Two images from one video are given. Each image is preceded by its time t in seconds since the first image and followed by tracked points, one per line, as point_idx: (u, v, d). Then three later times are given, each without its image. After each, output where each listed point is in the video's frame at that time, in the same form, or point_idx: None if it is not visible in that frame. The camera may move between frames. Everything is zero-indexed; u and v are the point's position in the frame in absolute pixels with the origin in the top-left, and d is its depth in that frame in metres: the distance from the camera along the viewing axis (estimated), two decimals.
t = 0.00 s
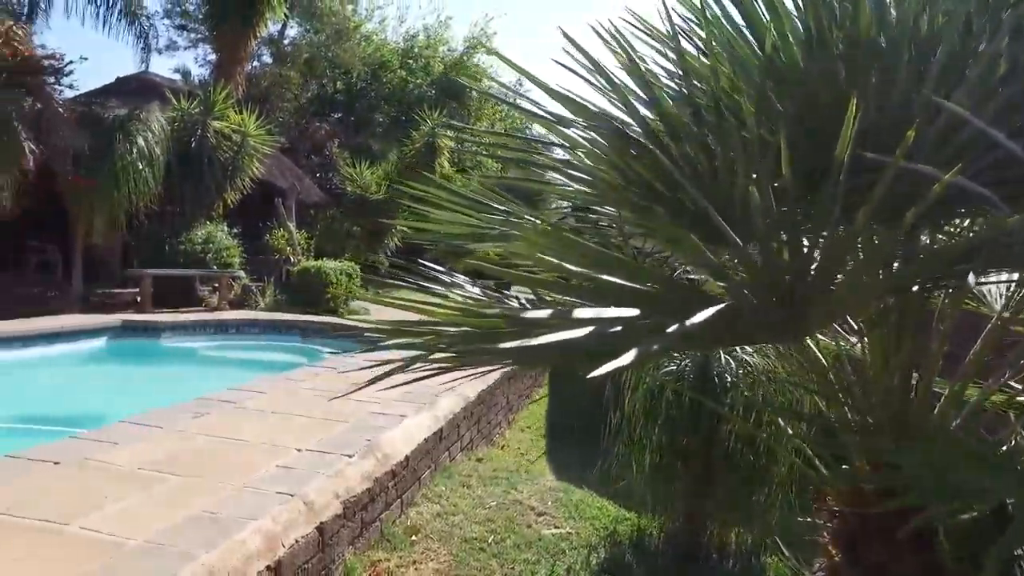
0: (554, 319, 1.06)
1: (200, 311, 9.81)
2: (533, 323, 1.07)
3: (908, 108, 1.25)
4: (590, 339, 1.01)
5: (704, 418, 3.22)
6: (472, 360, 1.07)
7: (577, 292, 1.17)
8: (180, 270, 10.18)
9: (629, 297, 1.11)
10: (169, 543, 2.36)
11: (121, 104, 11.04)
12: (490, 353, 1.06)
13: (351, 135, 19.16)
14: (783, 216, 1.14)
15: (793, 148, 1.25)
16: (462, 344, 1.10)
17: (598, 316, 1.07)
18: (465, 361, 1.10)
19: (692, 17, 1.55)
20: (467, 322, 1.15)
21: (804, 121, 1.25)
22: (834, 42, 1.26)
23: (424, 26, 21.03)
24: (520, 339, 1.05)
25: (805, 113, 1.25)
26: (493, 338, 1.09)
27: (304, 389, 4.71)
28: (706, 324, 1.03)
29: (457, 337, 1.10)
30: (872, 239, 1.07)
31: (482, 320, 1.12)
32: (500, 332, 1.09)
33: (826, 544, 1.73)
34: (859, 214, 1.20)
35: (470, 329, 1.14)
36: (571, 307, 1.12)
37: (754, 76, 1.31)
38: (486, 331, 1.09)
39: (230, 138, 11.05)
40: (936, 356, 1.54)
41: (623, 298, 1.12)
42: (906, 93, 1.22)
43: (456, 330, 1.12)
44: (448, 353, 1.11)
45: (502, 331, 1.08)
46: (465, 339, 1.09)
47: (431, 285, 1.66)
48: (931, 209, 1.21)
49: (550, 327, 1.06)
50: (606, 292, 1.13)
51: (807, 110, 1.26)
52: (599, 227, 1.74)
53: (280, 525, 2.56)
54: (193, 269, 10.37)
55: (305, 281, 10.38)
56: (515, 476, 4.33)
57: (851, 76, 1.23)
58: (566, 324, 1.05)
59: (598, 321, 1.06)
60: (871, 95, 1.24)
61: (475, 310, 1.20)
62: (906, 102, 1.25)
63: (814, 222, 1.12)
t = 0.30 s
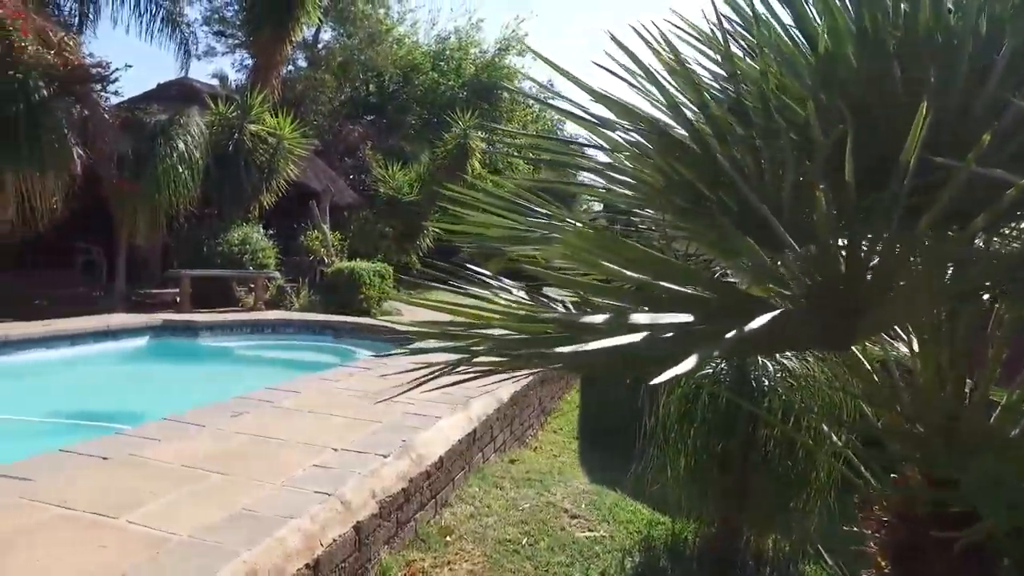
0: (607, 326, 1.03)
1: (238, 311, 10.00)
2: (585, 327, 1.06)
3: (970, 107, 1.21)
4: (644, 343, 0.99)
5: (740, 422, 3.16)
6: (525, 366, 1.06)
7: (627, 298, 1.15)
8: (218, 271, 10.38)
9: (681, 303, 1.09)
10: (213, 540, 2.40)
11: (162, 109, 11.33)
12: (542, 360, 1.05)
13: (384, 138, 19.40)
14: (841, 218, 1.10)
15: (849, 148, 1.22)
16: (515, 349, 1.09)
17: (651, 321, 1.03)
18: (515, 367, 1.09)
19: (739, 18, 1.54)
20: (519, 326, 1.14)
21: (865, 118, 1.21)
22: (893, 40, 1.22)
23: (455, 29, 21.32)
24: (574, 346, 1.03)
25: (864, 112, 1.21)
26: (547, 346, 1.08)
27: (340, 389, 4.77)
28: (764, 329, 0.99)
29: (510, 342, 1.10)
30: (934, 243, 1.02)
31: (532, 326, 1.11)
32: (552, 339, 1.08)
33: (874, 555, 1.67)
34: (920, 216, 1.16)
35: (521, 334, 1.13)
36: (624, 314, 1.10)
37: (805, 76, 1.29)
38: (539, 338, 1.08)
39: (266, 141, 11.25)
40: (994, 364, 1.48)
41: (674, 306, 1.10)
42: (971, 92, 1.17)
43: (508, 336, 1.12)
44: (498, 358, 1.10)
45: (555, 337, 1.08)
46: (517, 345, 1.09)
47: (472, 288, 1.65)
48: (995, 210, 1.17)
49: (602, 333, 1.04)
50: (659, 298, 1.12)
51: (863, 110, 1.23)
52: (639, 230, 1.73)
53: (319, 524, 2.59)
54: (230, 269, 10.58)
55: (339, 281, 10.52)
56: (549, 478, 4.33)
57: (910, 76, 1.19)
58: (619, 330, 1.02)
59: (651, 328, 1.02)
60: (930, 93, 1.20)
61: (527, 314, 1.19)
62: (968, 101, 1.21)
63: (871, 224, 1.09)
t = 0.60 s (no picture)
0: (661, 335, 1.00)
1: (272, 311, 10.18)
2: (637, 336, 1.03)
3: None
4: (697, 352, 0.98)
5: (776, 428, 3.09)
6: (571, 374, 1.04)
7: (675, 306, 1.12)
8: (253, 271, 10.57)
9: (731, 311, 1.06)
10: (252, 538, 2.45)
11: (200, 113, 11.59)
12: (592, 367, 1.02)
13: (415, 139, 19.59)
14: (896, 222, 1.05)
15: (904, 149, 1.17)
16: (562, 357, 1.08)
17: (705, 330, 1.00)
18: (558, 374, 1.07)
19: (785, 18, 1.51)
20: (565, 332, 1.12)
21: (920, 119, 1.17)
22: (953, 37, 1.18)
23: (486, 31, 21.47)
24: (627, 355, 1.00)
25: (919, 113, 1.17)
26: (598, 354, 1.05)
27: (373, 389, 4.82)
28: (822, 338, 0.95)
29: (554, 350, 1.08)
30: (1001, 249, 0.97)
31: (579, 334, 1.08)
32: (601, 346, 1.05)
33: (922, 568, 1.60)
34: (983, 218, 1.10)
35: (568, 340, 1.11)
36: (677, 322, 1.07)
37: (857, 78, 1.26)
38: (586, 347, 1.06)
39: (299, 144, 11.44)
40: None
41: (725, 313, 1.07)
42: None
43: (552, 342, 1.10)
44: (542, 365, 1.09)
45: (604, 345, 1.05)
46: (564, 355, 1.07)
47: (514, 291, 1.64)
48: None
49: (652, 343, 1.01)
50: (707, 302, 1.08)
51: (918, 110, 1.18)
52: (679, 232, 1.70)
53: (354, 524, 2.62)
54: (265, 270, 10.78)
55: (372, 281, 10.65)
56: (581, 480, 4.32)
57: (967, 75, 1.15)
58: (671, 340, 1.00)
59: (707, 336, 0.99)
60: (989, 92, 1.16)
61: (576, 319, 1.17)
62: None
63: (928, 230, 1.05)
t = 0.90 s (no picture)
0: (717, 342, 0.98)
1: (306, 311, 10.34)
2: (690, 341, 1.01)
3: None
4: (751, 358, 0.97)
5: (815, 432, 3.03)
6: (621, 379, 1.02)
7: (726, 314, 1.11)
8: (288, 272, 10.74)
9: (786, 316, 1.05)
10: (292, 535, 2.49)
11: (237, 117, 11.84)
12: (643, 373, 1.00)
13: (446, 140, 19.74)
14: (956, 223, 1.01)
15: (962, 152, 1.13)
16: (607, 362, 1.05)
17: (761, 337, 0.99)
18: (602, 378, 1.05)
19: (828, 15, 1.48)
20: (611, 335, 1.09)
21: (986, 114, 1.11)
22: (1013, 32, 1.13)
23: (517, 32, 21.58)
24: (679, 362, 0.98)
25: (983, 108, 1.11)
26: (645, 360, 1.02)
27: (407, 390, 4.86)
28: (882, 345, 0.92)
29: (598, 354, 1.06)
30: None
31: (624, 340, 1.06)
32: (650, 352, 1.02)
33: None
34: None
35: (612, 345, 1.08)
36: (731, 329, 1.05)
37: (912, 76, 1.21)
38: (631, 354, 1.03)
39: (333, 147, 11.60)
40: None
41: (778, 320, 1.07)
42: None
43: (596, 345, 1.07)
44: (585, 369, 1.07)
45: (656, 350, 1.02)
46: (608, 360, 1.04)
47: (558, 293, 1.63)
48: None
49: (707, 349, 0.99)
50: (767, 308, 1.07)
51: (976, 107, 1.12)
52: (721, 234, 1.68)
53: (391, 523, 2.65)
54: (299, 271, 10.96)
55: (404, 282, 10.75)
56: (614, 482, 4.30)
57: None
58: (725, 346, 0.98)
59: (764, 344, 0.97)
60: None
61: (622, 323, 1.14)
62: None
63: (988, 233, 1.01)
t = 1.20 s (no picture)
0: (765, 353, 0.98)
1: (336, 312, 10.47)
2: (737, 352, 1.00)
3: None
4: (797, 369, 0.96)
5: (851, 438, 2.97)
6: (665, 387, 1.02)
7: (772, 325, 1.10)
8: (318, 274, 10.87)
9: (833, 326, 1.04)
10: (325, 535, 2.52)
11: (268, 121, 12.03)
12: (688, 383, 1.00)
13: (473, 142, 19.83)
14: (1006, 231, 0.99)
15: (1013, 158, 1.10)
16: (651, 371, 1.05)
17: (809, 346, 0.98)
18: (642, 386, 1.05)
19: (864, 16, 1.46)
20: (653, 343, 1.09)
21: None
22: None
23: (544, 33, 21.61)
24: (725, 372, 0.98)
25: None
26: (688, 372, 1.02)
27: (436, 391, 4.89)
28: (936, 356, 0.90)
29: (640, 362, 1.05)
30: None
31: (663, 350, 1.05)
32: (692, 363, 1.02)
33: None
34: None
35: (652, 353, 1.08)
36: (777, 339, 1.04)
37: (959, 76, 1.18)
38: (673, 364, 1.02)
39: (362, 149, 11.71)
40: None
41: (824, 330, 1.06)
42: None
43: (636, 352, 1.07)
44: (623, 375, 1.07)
45: (702, 360, 1.01)
46: (650, 369, 1.04)
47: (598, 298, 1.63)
48: None
49: (754, 361, 0.99)
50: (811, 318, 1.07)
51: None
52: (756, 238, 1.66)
53: (422, 525, 2.67)
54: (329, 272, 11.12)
55: (432, 283, 10.83)
56: (643, 486, 4.27)
57: None
58: (772, 357, 0.98)
59: (813, 354, 0.96)
60: None
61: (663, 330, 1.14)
62: None
63: None
